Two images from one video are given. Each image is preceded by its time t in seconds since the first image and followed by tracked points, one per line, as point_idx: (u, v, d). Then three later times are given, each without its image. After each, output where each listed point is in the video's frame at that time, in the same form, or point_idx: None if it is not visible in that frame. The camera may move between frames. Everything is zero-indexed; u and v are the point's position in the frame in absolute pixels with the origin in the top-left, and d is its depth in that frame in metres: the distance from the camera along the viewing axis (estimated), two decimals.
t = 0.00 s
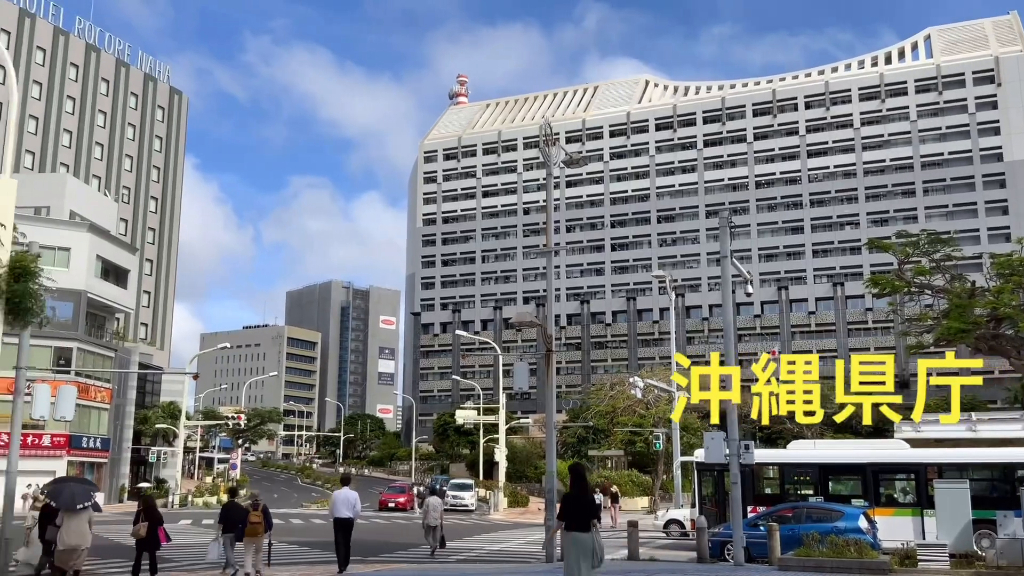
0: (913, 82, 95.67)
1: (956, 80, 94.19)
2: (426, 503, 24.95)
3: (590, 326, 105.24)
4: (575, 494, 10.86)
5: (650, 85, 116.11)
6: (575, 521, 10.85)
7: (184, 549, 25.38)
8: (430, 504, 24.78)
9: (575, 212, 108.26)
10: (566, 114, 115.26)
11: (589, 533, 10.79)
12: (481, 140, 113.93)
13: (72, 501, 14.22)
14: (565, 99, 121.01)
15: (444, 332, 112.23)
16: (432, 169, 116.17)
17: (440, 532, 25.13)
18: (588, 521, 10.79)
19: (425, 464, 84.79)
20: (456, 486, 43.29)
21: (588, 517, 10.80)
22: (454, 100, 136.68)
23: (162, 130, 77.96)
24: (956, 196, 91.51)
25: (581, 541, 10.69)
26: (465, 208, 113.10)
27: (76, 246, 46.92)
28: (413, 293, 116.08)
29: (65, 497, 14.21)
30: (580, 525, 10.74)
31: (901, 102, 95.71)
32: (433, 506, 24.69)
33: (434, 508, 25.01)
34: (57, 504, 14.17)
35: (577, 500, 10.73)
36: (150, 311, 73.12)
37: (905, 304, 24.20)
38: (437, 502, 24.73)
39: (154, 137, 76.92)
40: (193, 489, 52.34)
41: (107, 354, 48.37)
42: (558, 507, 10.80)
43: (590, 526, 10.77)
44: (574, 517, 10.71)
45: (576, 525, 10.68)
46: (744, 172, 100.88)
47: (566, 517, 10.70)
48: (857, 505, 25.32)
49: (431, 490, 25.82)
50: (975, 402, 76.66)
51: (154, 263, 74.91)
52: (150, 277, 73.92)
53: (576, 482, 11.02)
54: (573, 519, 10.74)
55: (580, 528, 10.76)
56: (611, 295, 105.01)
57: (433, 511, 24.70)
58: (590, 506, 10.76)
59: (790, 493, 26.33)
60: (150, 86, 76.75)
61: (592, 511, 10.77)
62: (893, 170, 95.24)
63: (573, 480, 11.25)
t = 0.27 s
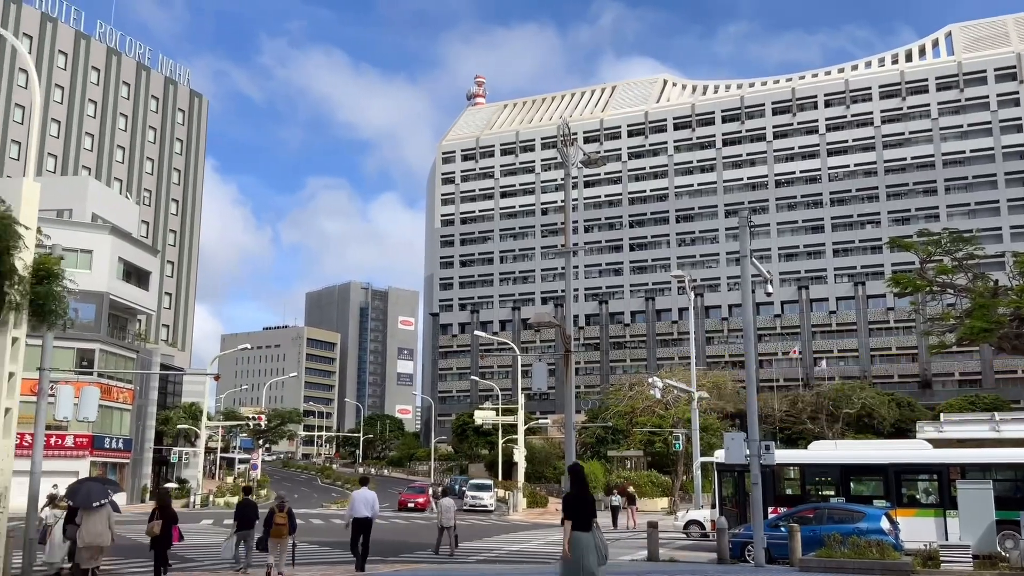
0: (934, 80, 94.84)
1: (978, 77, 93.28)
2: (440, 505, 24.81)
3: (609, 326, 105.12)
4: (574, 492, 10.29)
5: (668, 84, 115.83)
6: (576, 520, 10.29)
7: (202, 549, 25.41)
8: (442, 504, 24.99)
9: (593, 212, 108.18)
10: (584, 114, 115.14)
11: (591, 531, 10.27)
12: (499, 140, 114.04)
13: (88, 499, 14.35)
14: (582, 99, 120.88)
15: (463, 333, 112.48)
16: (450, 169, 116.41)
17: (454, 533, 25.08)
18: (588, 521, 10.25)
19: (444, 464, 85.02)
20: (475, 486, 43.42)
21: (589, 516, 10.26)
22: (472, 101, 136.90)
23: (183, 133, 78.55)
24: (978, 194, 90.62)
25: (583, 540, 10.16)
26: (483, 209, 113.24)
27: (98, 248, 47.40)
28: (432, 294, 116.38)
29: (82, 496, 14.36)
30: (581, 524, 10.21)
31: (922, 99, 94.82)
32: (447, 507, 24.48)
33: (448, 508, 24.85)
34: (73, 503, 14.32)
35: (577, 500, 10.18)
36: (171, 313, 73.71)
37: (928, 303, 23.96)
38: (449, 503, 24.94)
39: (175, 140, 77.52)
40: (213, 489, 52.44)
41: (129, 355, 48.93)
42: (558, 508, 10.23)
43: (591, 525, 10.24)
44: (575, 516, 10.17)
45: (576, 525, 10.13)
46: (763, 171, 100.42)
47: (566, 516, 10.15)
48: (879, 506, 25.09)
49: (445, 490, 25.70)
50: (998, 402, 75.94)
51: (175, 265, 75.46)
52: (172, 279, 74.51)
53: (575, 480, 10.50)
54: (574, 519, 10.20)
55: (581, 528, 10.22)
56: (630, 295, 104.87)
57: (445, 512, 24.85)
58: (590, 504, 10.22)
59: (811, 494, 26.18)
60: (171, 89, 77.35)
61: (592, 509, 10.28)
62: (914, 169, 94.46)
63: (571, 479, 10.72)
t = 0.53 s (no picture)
0: (954, 78, 94.05)
1: (999, 75, 92.39)
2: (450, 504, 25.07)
3: (626, 326, 104.93)
4: (572, 493, 10.52)
5: (685, 83, 115.53)
6: (574, 520, 10.53)
7: (221, 550, 25.51)
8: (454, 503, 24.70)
9: (610, 212, 108.03)
10: (602, 114, 115.03)
11: (587, 531, 10.48)
12: (516, 141, 114.07)
13: (109, 500, 14.60)
14: (599, 99, 120.76)
15: (480, 333, 112.62)
16: (467, 170, 116.59)
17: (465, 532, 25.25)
18: (585, 521, 10.50)
19: (461, 464, 85.14)
20: (493, 487, 43.46)
21: (586, 516, 10.52)
22: (489, 101, 137.04)
23: (202, 135, 79.08)
24: (1000, 192, 89.73)
25: (579, 541, 10.41)
26: (500, 209, 113.32)
27: (119, 250, 47.83)
28: (449, 294, 116.59)
29: (103, 497, 14.61)
30: (576, 524, 10.46)
31: (941, 98, 94.02)
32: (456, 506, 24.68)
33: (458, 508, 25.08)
34: (95, 504, 14.59)
35: (575, 500, 10.41)
36: (191, 314, 74.25)
37: (948, 304, 23.68)
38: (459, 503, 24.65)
39: (194, 142, 78.05)
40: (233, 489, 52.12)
41: (151, 356, 49.39)
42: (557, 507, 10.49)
43: (588, 526, 10.48)
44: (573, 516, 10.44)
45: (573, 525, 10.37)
46: (782, 170, 99.92)
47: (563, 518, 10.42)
48: (899, 506, 24.89)
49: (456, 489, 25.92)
50: (1020, 402, 75.21)
51: (194, 267, 76.02)
52: (191, 281, 75.00)
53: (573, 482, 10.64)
54: (572, 519, 10.45)
55: (576, 527, 10.45)
56: (647, 295, 104.65)
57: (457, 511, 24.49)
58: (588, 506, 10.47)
59: (831, 495, 26.03)
60: (190, 92, 77.88)
61: (590, 510, 10.52)
62: (935, 167, 93.73)
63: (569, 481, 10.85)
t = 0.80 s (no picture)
0: (975, 75, 93.23)
1: (1020, 72, 91.47)
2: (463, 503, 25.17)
3: (643, 327, 104.70)
4: (572, 493, 11.40)
5: (703, 82, 115.18)
6: (575, 518, 11.41)
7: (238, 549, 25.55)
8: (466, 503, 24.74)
9: (627, 212, 107.81)
10: (619, 114, 114.85)
11: (588, 529, 11.38)
12: (533, 141, 114.03)
13: (131, 498, 14.77)
14: (616, 98, 120.58)
15: (497, 334, 112.66)
16: (484, 170, 116.64)
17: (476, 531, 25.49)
18: (585, 519, 11.39)
19: (478, 464, 85.20)
20: (510, 487, 43.45)
21: (586, 514, 11.37)
22: (505, 102, 137.06)
23: (220, 137, 79.50)
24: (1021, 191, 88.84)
25: (580, 537, 11.31)
26: (517, 210, 113.33)
27: (138, 251, 48.16)
28: (466, 295, 116.73)
29: (125, 494, 14.78)
30: (578, 522, 11.31)
31: (962, 95, 93.23)
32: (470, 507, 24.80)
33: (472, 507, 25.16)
34: (116, 501, 14.75)
35: (575, 499, 11.30)
36: (210, 315, 74.66)
37: (968, 303, 23.48)
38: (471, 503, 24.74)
39: (212, 144, 78.45)
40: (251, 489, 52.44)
41: (171, 357, 49.68)
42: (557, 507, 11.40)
43: (588, 523, 11.36)
44: (572, 513, 11.32)
45: (574, 523, 11.25)
46: (800, 169, 99.35)
47: (563, 515, 11.31)
48: (920, 507, 24.68)
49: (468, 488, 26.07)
50: None
51: (213, 268, 76.40)
52: (210, 282, 75.40)
53: (573, 482, 11.55)
54: (573, 517, 11.29)
55: (578, 525, 11.32)
56: (665, 295, 104.37)
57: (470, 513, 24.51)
58: (587, 505, 11.33)
59: (851, 495, 25.86)
60: (209, 94, 78.30)
61: (590, 509, 11.37)
62: (955, 165, 92.97)
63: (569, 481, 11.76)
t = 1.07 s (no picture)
0: (994, 73, 92.42)
1: None
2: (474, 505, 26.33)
3: (661, 327, 104.45)
4: (574, 491, 10.94)
5: (720, 81, 114.81)
6: (575, 518, 10.90)
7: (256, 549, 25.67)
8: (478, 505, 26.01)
9: (644, 211, 107.59)
10: (635, 114, 114.64)
11: (587, 528, 10.89)
12: (549, 141, 114.02)
13: (148, 500, 14.64)
14: (632, 98, 120.36)
15: (514, 334, 112.72)
16: (500, 171, 116.72)
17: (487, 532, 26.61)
18: (586, 518, 10.86)
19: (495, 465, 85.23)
20: (527, 487, 43.41)
21: (586, 513, 10.89)
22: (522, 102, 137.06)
23: (238, 139, 79.92)
24: None
25: (580, 535, 10.80)
26: (533, 210, 113.37)
27: (157, 252, 48.55)
28: (483, 295, 116.87)
29: (143, 497, 14.65)
30: (578, 520, 10.84)
31: (982, 93, 92.45)
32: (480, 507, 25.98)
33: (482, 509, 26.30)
34: (134, 505, 14.61)
35: (574, 499, 10.79)
36: (228, 316, 75.08)
37: (990, 302, 23.30)
38: (483, 503, 25.93)
39: (231, 145, 78.89)
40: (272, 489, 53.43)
41: (189, 357, 49.96)
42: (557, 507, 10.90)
43: (588, 522, 10.88)
44: (572, 514, 10.79)
45: (574, 522, 10.76)
46: (818, 168, 98.81)
47: (563, 516, 10.81)
48: (940, 508, 24.49)
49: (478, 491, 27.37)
50: None
51: (231, 269, 76.79)
52: (228, 282, 75.82)
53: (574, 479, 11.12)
54: (572, 515, 10.80)
55: (578, 523, 10.84)
56: (682, 295, 104.10)
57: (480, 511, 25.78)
58: (587, 503, 10.84)
59: (871, 496, 25.68)
60: (227, 96, 78.77)
61: (589, 507, 10.87)
62: (975, 164, 92.19)
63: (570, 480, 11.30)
